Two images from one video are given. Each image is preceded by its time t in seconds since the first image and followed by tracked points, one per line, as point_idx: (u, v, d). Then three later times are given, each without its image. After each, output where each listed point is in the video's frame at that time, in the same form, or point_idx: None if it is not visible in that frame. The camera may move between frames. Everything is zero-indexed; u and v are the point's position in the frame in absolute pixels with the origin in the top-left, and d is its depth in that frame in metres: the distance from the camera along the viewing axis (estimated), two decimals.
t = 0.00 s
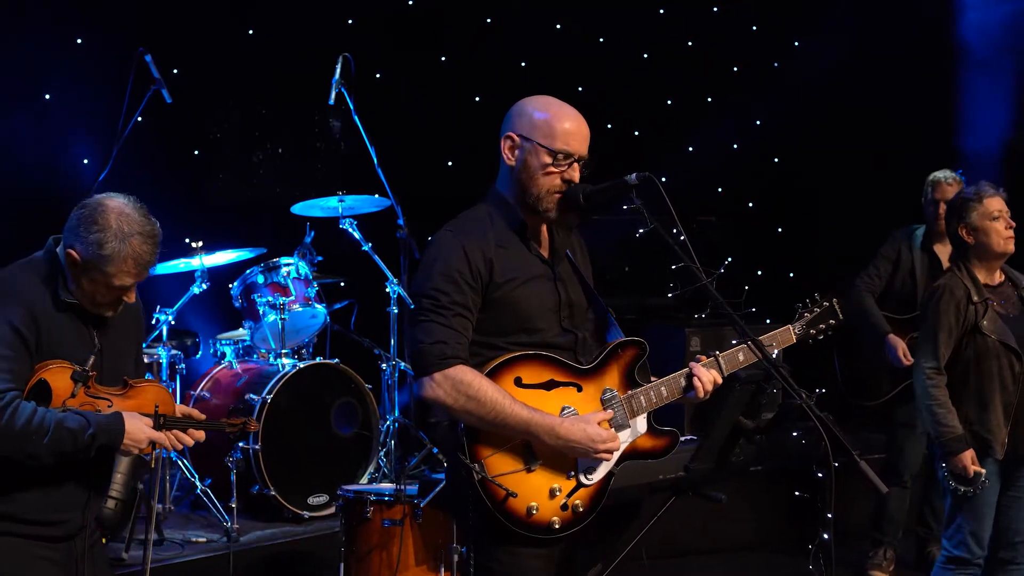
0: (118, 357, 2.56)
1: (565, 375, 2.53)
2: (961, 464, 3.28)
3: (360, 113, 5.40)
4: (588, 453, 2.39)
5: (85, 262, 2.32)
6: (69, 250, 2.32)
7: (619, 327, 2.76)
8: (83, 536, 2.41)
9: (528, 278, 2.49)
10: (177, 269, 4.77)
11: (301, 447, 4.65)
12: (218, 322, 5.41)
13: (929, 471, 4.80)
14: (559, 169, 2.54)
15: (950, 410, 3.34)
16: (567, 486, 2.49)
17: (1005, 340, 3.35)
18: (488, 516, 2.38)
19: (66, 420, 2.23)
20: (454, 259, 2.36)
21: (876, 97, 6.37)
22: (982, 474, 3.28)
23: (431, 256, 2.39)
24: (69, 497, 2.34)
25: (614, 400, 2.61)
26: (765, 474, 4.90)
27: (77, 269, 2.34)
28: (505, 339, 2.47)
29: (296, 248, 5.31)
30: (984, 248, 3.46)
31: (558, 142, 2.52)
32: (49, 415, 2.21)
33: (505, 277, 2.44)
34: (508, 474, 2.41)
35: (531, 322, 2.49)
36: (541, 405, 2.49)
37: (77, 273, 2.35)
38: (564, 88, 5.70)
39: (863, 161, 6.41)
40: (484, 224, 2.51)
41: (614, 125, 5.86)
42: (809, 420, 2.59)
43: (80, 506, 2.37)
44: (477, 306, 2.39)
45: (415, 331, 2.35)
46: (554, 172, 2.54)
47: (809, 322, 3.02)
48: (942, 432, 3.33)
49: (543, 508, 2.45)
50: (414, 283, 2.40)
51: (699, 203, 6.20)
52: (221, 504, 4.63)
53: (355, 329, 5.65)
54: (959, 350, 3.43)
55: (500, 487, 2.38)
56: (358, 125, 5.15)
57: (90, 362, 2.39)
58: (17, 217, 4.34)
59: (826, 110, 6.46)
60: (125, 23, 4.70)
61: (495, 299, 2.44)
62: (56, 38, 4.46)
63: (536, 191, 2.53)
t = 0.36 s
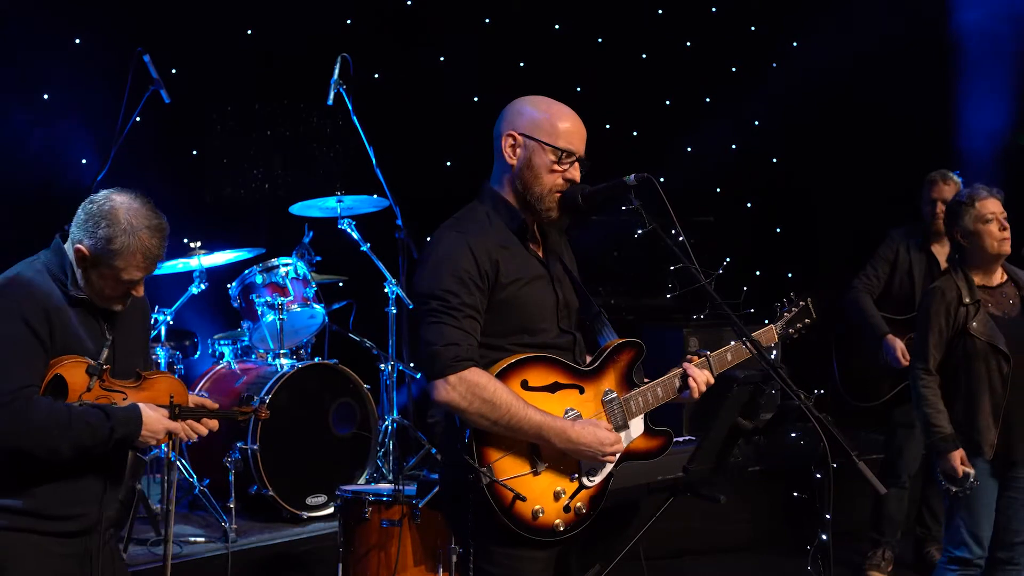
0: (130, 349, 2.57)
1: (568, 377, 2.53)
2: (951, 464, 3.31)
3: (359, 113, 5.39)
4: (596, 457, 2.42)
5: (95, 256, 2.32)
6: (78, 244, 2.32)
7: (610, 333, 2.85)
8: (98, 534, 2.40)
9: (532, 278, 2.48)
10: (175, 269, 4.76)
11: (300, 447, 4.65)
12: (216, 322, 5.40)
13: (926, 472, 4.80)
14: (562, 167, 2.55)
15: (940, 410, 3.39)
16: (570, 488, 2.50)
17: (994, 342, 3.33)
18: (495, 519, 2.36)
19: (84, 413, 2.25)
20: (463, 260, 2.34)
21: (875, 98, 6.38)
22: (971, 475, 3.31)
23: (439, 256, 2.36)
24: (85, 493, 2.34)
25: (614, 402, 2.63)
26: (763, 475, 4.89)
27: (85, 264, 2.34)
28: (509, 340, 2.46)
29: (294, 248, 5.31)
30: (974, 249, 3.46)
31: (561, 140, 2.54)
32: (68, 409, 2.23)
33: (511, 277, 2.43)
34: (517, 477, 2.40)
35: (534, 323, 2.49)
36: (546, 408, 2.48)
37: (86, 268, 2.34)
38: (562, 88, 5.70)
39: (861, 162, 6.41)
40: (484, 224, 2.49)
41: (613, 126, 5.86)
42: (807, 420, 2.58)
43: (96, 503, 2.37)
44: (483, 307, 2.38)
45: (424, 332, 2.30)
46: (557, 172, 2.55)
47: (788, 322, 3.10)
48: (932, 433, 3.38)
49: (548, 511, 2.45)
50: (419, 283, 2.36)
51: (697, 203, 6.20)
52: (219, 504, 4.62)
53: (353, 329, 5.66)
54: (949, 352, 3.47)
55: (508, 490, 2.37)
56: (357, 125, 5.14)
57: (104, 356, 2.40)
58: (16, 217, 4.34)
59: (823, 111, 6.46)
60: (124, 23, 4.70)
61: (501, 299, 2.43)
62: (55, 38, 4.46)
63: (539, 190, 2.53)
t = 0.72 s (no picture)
0: (137, 335, 2.60)
1: (567, 378, 2.53)
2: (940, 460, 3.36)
3: (358, 113, 5.39)
4: (596, 459, 2.42)
5: (85, 232, 2.35)
6: (68, 228, 2.36)
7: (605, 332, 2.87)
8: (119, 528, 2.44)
9: (531, 278, 2.48)
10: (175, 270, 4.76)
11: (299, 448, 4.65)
12: (216, 322, 5.39)
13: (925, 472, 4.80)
14: (564, 169, 2.56)
15: (931, 406, 3.43)
16: (569, 490, 2.50)
17: (985, 341, 3.33)
18: (495, 522, 2.36)
19: (97, 400, 2.28)
20: (464, 260, 2.33)
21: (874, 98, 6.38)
22: (959, 472, 3.36)
23: (440, 257, 2.35)
24: (104, 487, 2.38)
25: (612, 403, 2.63)
26: (762, 476, 4.88)
27: (80, 246, 2.38)
28: (508, 341, 2.46)
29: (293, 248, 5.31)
30: (981, 254, 3.44)
31: (564, 142, 2.55)
32: (81, 398, 2.26)
33: (512, 278, 2.43)
34: (516, 480, 2.40)
35: (534, 323, 2.49)
36: (545, 410, 2.48)
37: (81, 250, 2.38)
38: (561, 88, 5.70)
39: (860, 162, 6.41)
40: (484, 224, 2.47)
41: (612, 126, 5.87)
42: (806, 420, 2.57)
43: (117, 496, 2.41)
44: (485, 308, 2.37)
45: (425, 333, 2.30)
46: (559, 174, 2.56)
47: (780, 318, 3.12)
48: (923, 429, 3.42)
49: (547, 513, 2.45)
50: (421, 284, 2.35)
51: (696, 204, 6.21)
52: (219, 505, 4.62)
53: (352, 329, 5.65)
54: (942, 348, 3.47)
55: (509, 493, 2.37)
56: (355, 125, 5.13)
57: (112, 344, 2.43)
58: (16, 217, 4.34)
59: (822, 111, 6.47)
60: (122, 24, 4.69)
61: (501, 300, 2.42)
62: (54, 39, 4.46)
63: (542, 192, 2.54)
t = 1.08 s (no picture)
0: (127, 329, 2.60)
1: (565, 376, 2.53)
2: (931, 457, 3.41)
3: (356, 113, 5.40)
4: (593, 454, 2.42)
5: (48, 209, 2.38)
6: (33, 215, 2.39)
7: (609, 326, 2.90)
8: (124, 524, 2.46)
9: (529, 275, 2.48)
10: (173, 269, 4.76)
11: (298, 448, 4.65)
12: (215, 322, 5.39)
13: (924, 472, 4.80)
14: (559, 168, 2.55)
15: (926, 403, 3.48)
16: (567, 487, 2.50)
17: (978, 340, 3.34)
18: (492, 522, 2.36)
19: (93, 393, 2.27)
20: (458, 261, 2.33)
21: (872, 98, 6.39)
22: (952, 469, 3.39)
23: (433, 258, 2.35)
24: (107, 483, 2.39)
25: (611, 400, 2.63)
26: (761, 475, 4.89)
27: (51, 228, 2.40)
28: (506, 340, 2.46)
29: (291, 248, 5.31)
30: (979, 253, 3.44)
31: (558, 142, 2.53)
32: (77, 392, 2.25)
33: (508, 276, 2.43)
34: (512, 479, 2.40)
35: (532, 321, 2.49)
36: (542, 408, 2.48)
37: (54, 232, 2.39)
38: (559, 88, 5.71)
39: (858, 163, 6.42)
40: (480, 223, 2.48)
41: (610, 126, 5.88)
42: (806, 419, 2.56)
43: (120, 492, 2.42)
44: (480, 307, 2.37)
45: (419, 334, 2.30)
46: (555, 173, 2.55)
47: (788, 311, 3.14)
48: (918, 425, 3.49)
49: (545, 511, 2.45)
50: (415, 284, 2.35)
51: (694, 203, 6.21)
52: (217, 504, 4.62)
53: (351, 329, 5.66)
54: (936, 343, 3.49)
55: (505, 492, 2.37)
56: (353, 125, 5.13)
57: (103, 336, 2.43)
58: (14, 216, 4.34)
59: (820, 112, 6.48)
60: (121, 23, 4.70)
61: (497, 299, 2.42)
62: (53, 38, 4.47)
63: (538, 193, 2.53)
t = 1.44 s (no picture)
0: (109, 330, 2.73)
1: (562, 375, 2.52)
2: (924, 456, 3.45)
3: (355, 113, 5.40)
4: (588, 452, 2.40)
5: (19, 205, 2.56)
6: (7, 215, 2.56)
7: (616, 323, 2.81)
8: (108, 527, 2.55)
9: (525, 277, 2.49)
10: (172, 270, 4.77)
11: (298, 447, 4.66)
12: (214, 322, 5.40)
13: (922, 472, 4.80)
14: (550, 173, 2.52)
15: (921, 403, 3.49)
16: (567, 486, 2.49)
17: (972, 340, 3.33)
18: (489, 520, 2.37)
19: (80, 395, 2.38)
20: (448, 265, 2.34)
21: (870, 98, 6.39)
22: (944, 468, 3.42)
23: (425, 263, 2.38)
24: (91, 486, 2.48)
25: (612, 398, 2.62)
26: (759, 475, 4.90)
27: (28, 222, 2.57)
28: (505, 341, 2.47)
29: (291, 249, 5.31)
30: (977, 252, 3.44)
31: (547, 150, 2.49)
32: (64, 395, 2.35)
33: (501, 279, 2.43)
34: (508, 478, 2.40)
35: (529, 322, 2.49)
36: (539, 407, 2.48)
37: (31, 225, 2.56)
38: (558, 89, 5.71)
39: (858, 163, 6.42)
40: (477, 226, 2.51)
41: (609, 126, 5.88)
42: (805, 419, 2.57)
43: (104, 496, 2.51)
44: (473, 310, 2.38)
45: (411, 337, 2.32)
46: (546, 177, 2.52)
47: (807, 309, 3.03)
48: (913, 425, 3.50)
49: (544, 510, 2.44)
50: (409, 289, 2.38)
51: (693, 203, 6.21)
52: (217, 505, 4.62)
53: (349, 329, 5.66)
54: (931, 343, 3.51)
55: (500, 491, 2.37)
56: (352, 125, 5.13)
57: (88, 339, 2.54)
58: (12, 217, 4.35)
59: (819, 112, 6.49)
60: (120, 24, 4.70)
61: (491, 301, 2.43)
62: (52, 39, 4.48)
63: (531, 200, 2.54)
